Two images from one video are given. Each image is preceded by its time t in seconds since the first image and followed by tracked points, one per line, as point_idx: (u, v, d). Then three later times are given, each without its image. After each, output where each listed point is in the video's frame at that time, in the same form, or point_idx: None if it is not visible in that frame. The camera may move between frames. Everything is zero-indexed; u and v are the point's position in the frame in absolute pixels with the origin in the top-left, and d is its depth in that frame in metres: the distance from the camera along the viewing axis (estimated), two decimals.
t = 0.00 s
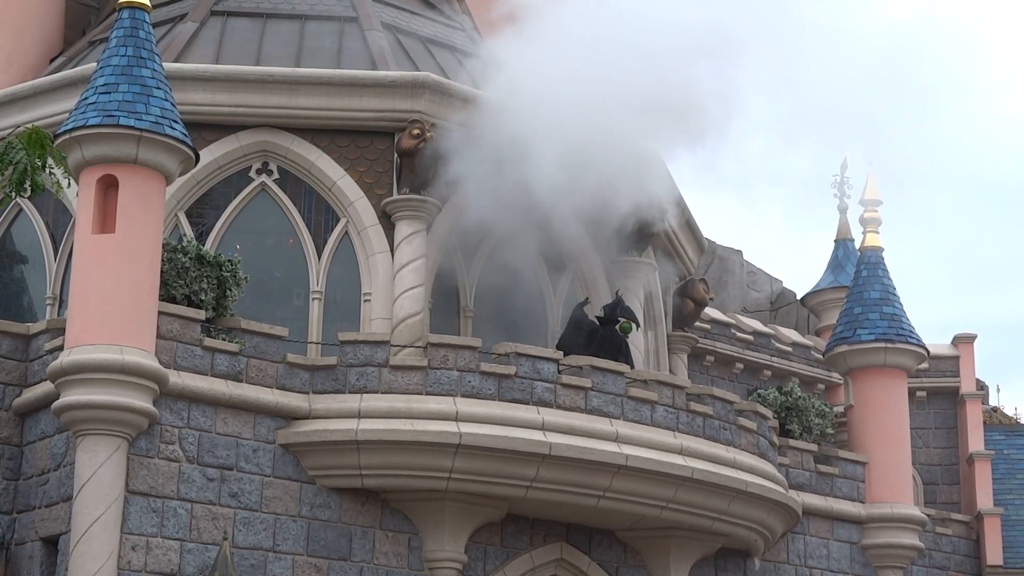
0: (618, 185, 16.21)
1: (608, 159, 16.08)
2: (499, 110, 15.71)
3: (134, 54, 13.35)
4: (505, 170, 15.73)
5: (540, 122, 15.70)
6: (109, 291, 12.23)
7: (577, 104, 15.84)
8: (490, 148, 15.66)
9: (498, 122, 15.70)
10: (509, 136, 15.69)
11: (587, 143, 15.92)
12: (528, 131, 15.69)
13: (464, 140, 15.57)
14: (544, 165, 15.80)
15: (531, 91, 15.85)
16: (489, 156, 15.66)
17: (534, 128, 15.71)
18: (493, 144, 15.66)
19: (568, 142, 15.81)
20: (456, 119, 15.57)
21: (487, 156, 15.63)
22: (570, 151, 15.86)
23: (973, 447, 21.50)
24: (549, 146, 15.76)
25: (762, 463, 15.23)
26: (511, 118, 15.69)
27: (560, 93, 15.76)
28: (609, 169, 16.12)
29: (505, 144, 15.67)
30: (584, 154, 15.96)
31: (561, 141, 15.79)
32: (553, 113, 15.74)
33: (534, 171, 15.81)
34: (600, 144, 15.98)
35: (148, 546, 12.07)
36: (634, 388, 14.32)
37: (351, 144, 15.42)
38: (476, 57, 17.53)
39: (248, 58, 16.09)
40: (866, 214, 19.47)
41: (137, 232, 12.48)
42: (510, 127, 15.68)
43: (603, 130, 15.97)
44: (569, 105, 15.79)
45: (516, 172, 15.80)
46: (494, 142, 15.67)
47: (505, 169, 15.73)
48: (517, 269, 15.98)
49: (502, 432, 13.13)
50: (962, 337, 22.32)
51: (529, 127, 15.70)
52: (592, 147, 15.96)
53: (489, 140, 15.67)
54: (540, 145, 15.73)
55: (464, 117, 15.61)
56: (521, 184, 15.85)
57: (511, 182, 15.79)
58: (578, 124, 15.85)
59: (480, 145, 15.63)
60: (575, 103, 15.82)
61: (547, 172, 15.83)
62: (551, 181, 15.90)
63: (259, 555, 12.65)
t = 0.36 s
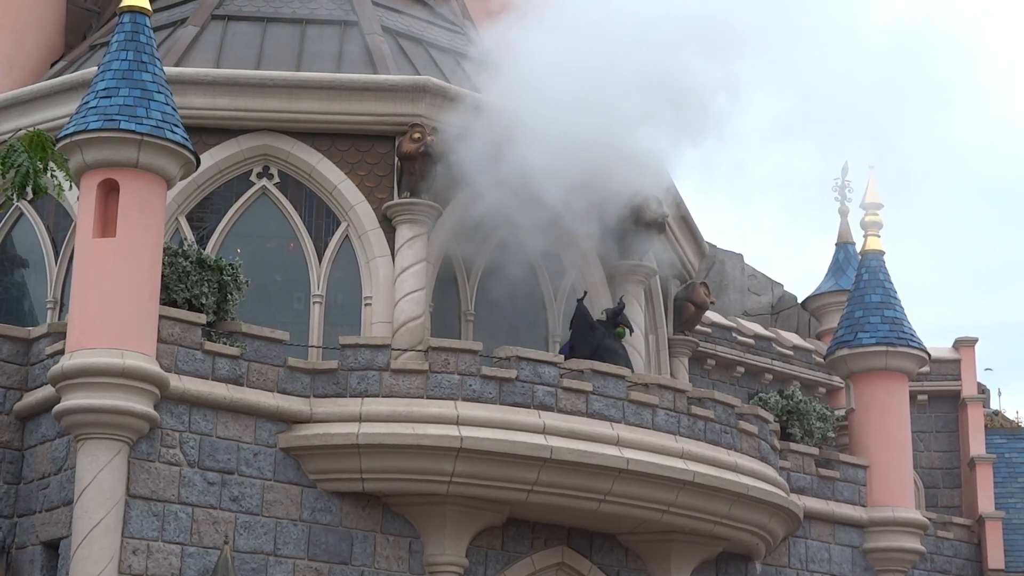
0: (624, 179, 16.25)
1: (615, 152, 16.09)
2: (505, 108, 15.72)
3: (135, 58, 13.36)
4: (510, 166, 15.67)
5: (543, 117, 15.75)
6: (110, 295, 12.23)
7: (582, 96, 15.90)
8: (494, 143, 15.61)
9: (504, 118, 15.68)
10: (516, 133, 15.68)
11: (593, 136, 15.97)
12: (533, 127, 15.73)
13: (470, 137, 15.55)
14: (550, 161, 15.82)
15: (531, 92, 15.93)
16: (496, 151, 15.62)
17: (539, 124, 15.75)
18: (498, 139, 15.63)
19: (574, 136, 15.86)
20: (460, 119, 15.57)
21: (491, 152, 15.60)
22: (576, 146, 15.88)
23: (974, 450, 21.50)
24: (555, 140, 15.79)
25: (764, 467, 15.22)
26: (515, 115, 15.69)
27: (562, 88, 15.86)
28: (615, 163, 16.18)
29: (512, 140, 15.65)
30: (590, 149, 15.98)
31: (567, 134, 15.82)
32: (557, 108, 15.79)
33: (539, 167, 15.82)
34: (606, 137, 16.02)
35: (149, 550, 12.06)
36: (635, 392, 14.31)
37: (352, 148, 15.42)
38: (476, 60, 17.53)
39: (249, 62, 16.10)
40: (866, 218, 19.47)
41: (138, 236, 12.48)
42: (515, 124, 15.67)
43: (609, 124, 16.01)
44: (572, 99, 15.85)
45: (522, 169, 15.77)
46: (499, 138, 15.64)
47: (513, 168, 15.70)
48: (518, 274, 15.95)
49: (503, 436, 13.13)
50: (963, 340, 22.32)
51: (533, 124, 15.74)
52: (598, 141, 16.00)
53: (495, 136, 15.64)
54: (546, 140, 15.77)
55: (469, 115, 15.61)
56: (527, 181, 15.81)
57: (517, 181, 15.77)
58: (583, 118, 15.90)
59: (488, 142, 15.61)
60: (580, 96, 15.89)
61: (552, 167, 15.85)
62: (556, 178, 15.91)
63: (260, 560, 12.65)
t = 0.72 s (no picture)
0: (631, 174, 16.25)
1: (622, 147, 16.10)
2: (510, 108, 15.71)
3: (136, 63, 13.38)
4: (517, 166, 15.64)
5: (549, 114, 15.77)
6: (112, 299, 12.24)
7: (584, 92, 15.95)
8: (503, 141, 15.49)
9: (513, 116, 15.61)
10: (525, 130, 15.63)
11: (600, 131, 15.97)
12: (540, 124, 15.72)
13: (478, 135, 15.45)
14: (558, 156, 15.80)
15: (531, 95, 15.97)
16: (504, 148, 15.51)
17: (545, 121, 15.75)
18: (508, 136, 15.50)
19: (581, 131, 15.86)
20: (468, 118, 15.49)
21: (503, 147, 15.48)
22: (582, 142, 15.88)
23: (975, 454, 21.49)
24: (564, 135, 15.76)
25: (764, 470, 15.22)
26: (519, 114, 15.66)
27: (564, 85, 15.92)
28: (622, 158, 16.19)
29: (521, 137, 15.58)
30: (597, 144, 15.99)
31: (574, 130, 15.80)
32: (560, 105, 15.85)
33: (546, 165, 15.80)
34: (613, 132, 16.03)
35: (150, 554, 12.07)
36: (636, 395, 14.32)
37: (353, 152, 15.42)
38: (477, 64, 17.54)
39: (250, 66, 16.11)
40: (867, 221, 19.47)
41: (139, 240, 12.48)
42: (522, 121, 15.63)
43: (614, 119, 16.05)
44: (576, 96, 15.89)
45: (529, 168, 15.74)
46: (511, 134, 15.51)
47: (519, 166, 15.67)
48: (518, 277, 15.97)
49: (505, 440, 13.14)
50: (963, 343, 22.33)
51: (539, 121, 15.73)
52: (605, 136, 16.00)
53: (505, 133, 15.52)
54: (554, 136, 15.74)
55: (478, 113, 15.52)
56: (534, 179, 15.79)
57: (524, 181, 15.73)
58: (588, 113, 15.94)
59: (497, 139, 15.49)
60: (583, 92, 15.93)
61: (557, 166, 15.85)
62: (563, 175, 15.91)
63: (261, 563, 12.66)
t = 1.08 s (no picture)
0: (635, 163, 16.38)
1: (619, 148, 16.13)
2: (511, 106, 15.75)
3: (137, 67, 13.40)
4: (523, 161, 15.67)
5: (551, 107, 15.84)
6: (113, 302, 12.25)
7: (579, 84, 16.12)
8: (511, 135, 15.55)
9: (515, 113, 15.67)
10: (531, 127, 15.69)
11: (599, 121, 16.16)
12: (544, 119, 15.78)
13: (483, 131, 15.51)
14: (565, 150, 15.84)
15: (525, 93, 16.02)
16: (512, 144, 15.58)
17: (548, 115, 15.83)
18: (515, 132, 15.55)
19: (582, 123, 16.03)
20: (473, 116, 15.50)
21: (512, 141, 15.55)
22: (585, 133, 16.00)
23: (976, 457, 21.50)
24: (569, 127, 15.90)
25: (765, 474, 15.23)
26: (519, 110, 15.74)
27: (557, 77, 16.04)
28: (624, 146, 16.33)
29: (529, 134, 15.62)
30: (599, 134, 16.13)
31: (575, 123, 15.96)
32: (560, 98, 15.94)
33: (547, 165, 15.81)
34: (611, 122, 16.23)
35: (152, 558, 12.08)
36: (637, 398, 14.33)
37: (354, 156, 15.44)
38: (478, 67, 17.55)
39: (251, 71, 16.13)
40: (868, 225, 19.49)
41: (141, 244, 12.50)
42: (526, 118, 15.69)
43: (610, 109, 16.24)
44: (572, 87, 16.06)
45: (536, 165, 15.76)
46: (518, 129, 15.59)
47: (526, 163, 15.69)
48: (519, 280, 15.98)
49: (506, 443, 13.15)
50: (964, 346, 22.35)
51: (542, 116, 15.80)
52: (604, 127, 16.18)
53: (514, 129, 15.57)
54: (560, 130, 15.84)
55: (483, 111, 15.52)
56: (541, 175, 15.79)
57: (532, 177, 15.72)
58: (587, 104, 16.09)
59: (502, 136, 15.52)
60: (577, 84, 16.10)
61: (556, 168, 15.86)
62: (569, 170, 15.95)
63: (263, 567, 12.66)
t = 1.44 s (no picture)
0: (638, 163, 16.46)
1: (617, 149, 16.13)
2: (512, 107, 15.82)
3: (137, 70, 13.39)
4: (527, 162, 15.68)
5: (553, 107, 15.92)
6: (113, 305, 12.25)
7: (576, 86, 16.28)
8: (515, 133, 15.58)
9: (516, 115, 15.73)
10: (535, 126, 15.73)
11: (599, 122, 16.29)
12: (542, 121, 15.78)
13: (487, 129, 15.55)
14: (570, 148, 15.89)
15: (522, 99, 16.12)
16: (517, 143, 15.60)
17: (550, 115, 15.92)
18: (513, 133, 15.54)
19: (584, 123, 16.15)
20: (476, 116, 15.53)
21: (515, 140, 15.57)
22: (587, 132, 16.10)
23: (977, 460, 21.49)
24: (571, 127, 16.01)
25: (766, 477, 15.21)
26: (519, 112, 15.83)
27: (555, 81, 16.18)
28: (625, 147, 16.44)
29: (527, 136, 15.62)
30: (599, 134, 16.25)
31: (575, 123, 16.07)
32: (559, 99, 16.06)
33: (546, 165, 15.80)
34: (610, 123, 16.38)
35: (152, 561, 12.07)
36: (638, 401, 14.32)
37: (354, 159, 15.43)
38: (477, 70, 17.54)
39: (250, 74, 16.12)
40: (868, 228, 19.48)
41: (141, 248, 12.49)
42: (526, 119, 15.74)
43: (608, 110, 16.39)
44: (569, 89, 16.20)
45: (535, 166, 15.75)
46: (522, 128, 15.63)
47: (530, 162, 15.70)
48: (519, 283, 15.98)
49: (507, 446, 13.14)
50: (965, 349, 22.36)
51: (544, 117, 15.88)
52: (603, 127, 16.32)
53: (517, 129, 15.61)
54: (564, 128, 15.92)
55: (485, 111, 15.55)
56: (546, 175, 15.80)
57: (535, 178, 15.74)
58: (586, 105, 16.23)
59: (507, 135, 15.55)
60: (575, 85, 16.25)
61: (554, 169, 15.86)
62: (571, 170, 15.99)
63: (263, 570, 12.65)
